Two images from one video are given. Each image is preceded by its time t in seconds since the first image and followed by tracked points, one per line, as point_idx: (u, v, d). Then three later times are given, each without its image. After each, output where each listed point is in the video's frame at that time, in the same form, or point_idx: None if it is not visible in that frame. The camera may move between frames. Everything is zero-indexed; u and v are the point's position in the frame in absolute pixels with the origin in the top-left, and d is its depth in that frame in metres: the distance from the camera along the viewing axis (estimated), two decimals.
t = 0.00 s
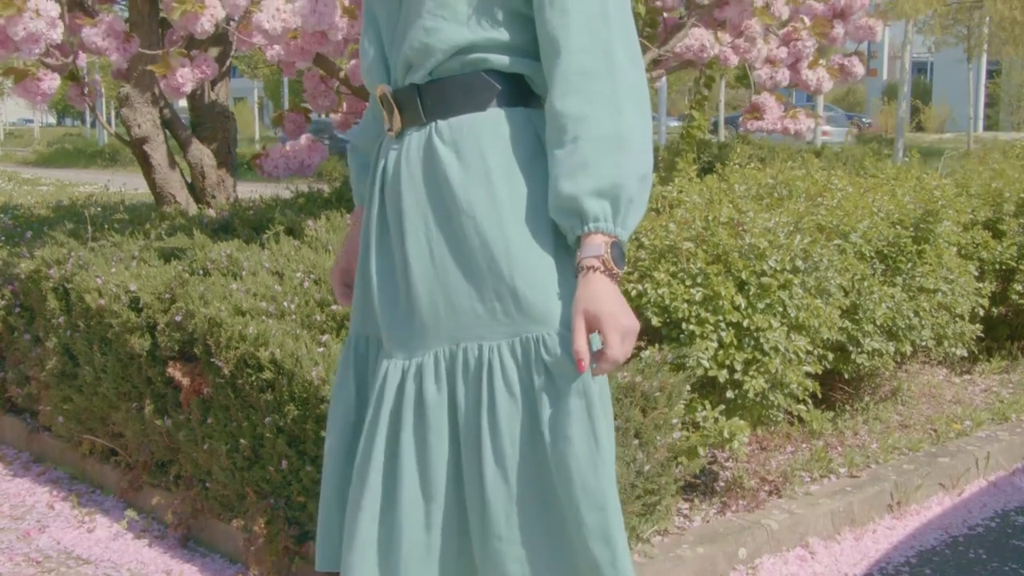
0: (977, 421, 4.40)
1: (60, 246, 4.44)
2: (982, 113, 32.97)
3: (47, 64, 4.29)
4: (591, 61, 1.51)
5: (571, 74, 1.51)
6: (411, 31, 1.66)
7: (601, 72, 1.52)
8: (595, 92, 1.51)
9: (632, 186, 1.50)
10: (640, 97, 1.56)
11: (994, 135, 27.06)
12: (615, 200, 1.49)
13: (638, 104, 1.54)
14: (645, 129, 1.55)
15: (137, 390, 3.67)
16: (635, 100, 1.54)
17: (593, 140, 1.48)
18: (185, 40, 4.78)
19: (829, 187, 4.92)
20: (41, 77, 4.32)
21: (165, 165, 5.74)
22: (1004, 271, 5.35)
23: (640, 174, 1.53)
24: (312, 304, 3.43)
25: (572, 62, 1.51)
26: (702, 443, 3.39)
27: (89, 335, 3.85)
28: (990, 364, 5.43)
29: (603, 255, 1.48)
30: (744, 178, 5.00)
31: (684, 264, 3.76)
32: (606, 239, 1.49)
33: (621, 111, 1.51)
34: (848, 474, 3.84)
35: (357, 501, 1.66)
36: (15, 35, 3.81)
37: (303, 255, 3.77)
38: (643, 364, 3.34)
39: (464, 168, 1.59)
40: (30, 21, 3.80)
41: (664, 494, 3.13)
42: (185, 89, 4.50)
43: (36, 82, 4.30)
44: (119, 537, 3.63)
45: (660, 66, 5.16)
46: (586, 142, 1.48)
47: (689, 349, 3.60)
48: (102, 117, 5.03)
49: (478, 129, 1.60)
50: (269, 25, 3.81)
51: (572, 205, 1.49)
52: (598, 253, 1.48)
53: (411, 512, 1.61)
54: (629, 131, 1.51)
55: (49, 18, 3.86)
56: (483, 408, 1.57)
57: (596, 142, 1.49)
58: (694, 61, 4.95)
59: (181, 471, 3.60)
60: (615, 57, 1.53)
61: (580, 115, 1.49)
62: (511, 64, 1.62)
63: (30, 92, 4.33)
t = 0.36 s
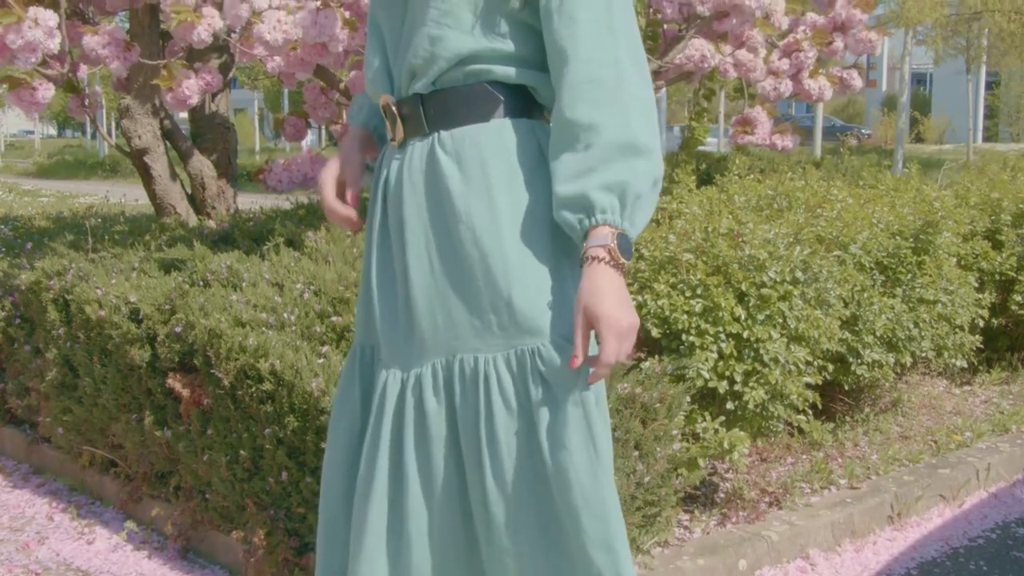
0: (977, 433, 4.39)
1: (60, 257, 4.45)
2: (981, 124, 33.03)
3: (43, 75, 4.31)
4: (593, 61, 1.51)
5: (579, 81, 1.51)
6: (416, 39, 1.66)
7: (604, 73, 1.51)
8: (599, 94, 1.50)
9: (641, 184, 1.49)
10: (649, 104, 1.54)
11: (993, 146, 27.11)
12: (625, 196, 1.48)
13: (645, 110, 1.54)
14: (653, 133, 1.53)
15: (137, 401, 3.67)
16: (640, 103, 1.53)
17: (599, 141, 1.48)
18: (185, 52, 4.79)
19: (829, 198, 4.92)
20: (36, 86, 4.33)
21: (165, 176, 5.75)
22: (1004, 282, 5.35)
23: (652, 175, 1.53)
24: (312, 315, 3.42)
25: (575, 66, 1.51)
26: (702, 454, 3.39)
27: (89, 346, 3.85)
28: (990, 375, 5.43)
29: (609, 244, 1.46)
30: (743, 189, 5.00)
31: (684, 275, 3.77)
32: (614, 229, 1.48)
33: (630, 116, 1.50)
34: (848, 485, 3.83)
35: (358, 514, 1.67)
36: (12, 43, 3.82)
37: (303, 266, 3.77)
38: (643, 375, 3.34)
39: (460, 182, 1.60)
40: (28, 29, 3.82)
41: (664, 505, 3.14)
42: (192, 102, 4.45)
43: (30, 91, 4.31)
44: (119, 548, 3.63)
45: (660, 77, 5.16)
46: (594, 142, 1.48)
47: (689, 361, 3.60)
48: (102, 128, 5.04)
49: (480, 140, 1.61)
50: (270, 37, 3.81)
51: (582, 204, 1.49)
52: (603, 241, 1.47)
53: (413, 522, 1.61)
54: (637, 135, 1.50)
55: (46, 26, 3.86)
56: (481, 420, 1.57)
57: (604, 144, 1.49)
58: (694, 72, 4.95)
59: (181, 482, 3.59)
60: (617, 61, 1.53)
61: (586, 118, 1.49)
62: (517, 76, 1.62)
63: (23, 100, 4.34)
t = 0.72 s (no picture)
0: (977, 446, 4.39)
1: (61, 270, 4.45)
2: (980, 137, 33.09)
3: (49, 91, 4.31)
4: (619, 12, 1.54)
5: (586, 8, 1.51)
6: (423, 52, 1.67)
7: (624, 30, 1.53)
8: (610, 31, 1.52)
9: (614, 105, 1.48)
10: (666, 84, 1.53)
11: (993, 159, 27.16)
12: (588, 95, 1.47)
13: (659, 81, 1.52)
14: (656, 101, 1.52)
15: (136, 414, 3.67)
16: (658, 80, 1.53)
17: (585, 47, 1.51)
18: (187, 65, 4.80)
19: (828, 211, 4.93)
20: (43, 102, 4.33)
21: (165, 189, 5.76)
22: (1004, 295, 5.36)
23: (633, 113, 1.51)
24: (312, 328, 3.41)
25: None
26: (702, 467, 3.38)
27: (89, 359, 3.85)
28: (990, 388, 5.42)
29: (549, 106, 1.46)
30: (743, 202, 5.01)
31: (684, 288, 3.78)
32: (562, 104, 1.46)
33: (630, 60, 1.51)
34: (848, 498, 3.82)
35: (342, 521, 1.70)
36: (17, 60, 3.82)
37: (303, 279, 3.77)
38: (643, 389, 3.35)
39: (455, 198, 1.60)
40: (34, 46, 3.83)
41: (664, 519, 3.12)
42: (191, 112, 4.47)
43: (39, 107, 4.30)
44: (118, 562, 3.62)
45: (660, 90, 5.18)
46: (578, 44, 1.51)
47: (689, 374, 3.60)
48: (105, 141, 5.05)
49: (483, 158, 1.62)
50: (271, 50, 3.82)
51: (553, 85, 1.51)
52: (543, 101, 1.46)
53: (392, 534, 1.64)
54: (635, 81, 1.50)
55: (51, 42, 3.87)
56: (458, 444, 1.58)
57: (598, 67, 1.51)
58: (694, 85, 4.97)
59: (180, 495, 3.59)
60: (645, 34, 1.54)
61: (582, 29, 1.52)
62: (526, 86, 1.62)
63: (33, 117, 4.33)
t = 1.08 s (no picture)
0: (978, 460, 4.38)
1: (61, 284, 4.45)
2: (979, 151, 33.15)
3: (49, 105, 4.31)
4: None
5: None
6: (424, 68, 1.76)
7: (637, 10, 1.74)
8: (620, 11, 1.74)
9: (616, 70, 1.70)
10: (672, 62, 1.74)
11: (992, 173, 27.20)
12: (590, 59, 1.69)
13: (667, 57, 1.74)
14: (662, 73, 1.73)
15: (136, 429, 3.67)
16: (665, 59, 1.74)
17: (593, 16, 1.71)
18: (187, 80, 4.82)
19: (828, 225, 4.94)
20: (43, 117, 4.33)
21: (165, 204, 5.77)
22: (1004, 309, 5.36)
23: (636, 79, 1.72)
24: (312, 342, 3.41)
25: None
26: (702, 482, 3.38)
27: (89, 373, 3.85)
28: (990, 403, 5.41)
29: (545, 64, 1.67)
30: (743, 216, 5.02)
31: (684, 302, 3.78)
32: (562, 64, 1.68)
33: (637, 38, 1.72)
34: (848, 513, 3.82)
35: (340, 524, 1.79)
36: (17, 76, 3.84)
37: (303, 293, 3.77)
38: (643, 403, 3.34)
39: (452, 225, 1.72)
40: (32, 62, 3.85)
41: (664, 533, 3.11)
42: (193, 127, 4.47)
43: (38, 122, 4.30)
44: None
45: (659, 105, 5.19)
46: (584, 11, 1.70)
47: (689, 388, 3.60)
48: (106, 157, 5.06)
49: (483, 177, 1.73)
50: (272, 64, 3.82)
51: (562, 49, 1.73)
52: (541, 61, 1.67)
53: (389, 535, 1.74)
54: (640, 56, 1.72)
55: (49, 59, 3.88)
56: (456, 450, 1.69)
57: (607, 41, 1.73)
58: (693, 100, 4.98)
59: (180, 510, 3.59)
60: (659, 16, 1.74)
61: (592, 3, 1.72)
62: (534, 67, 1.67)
63: (33, 131, 4.34)
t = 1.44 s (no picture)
0: (979, 475, 4.38)
1: (61, 299, 4.45)
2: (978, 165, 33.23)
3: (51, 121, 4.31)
4: (635, 6, 1.75)
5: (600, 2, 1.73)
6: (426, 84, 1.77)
7: (640, 22, 1.75)
8: (625, 23, 1.74)
9: (623, 86, 1.71)
10: (679, 71, 1.75)
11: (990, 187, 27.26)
12: (598, 77, 1.70)
13: (673, 67, 1.74)
14: (669, 83, 1.74)
15: (135, 444, 3.66)
16: (671, 70, 1.74)
17: (597, 32, 1.71)
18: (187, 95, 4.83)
19: (828, 240, 4.95)
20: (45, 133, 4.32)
21: (166, 218, 5.78)
22: (1003, 324, 5.36)
23: (644, 93, 1.73)
24: (312, 357, 3.41)
25: None
26: (702, 496, 3.37)
27: (88, 388, 3.84)
28: (991, 417, 5.41)
29: (552, 85, 1.68)
30: (742, 231, 5.03)
31: (684, 316, 3.78)
32: (568, 84, 1.69)
33: (643, 50, 1.72)
34: (849, 528, 3.81)
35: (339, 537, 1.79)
36: (17, 93, 3.85)
37: (303, 308, 3.77)
38: (643, 418, 3.34)
39: (453, 238, 1.72)
40: (33, 80, 3.86)
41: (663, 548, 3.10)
42: (193, 147, 4.49)
43: (40, 138, 4.30)
44: None
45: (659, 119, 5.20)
46: (588, 28, 1.71)
47: (689, 403, 3.60)
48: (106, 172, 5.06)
49: (486, 192, 1.73)
50: (271, 82, 3.84)
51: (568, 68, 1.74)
52: (548, 83, 1.68)
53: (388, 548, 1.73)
54: (646, 69, 1.73)
55: (50, 76, 3.90)
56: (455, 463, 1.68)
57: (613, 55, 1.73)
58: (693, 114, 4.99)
59: (179, 525, 3.58)
60: (663, 26, 1.75)
61: (596, 18, 1.72)
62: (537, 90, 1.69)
63: (35, 148, 4.33)
